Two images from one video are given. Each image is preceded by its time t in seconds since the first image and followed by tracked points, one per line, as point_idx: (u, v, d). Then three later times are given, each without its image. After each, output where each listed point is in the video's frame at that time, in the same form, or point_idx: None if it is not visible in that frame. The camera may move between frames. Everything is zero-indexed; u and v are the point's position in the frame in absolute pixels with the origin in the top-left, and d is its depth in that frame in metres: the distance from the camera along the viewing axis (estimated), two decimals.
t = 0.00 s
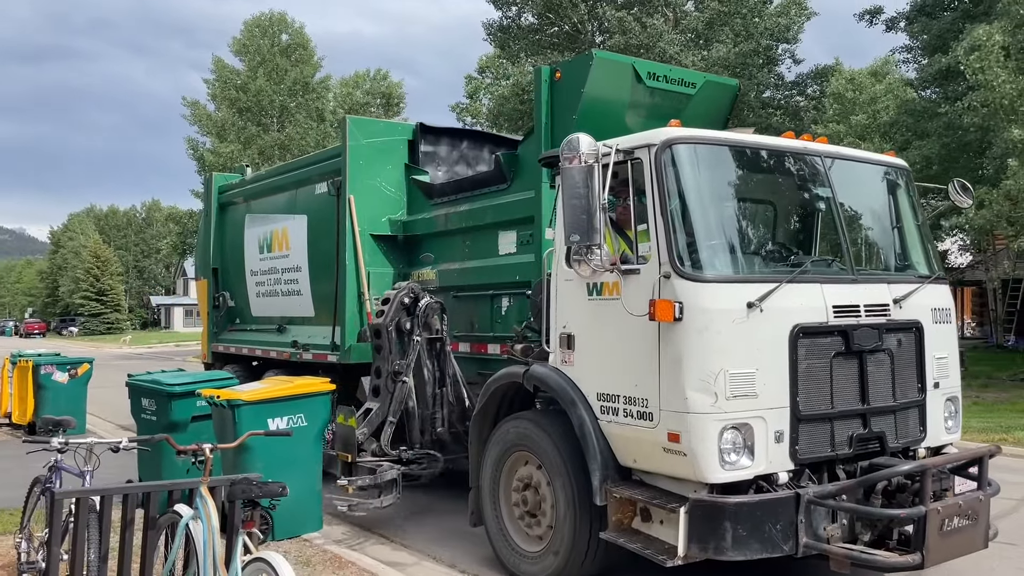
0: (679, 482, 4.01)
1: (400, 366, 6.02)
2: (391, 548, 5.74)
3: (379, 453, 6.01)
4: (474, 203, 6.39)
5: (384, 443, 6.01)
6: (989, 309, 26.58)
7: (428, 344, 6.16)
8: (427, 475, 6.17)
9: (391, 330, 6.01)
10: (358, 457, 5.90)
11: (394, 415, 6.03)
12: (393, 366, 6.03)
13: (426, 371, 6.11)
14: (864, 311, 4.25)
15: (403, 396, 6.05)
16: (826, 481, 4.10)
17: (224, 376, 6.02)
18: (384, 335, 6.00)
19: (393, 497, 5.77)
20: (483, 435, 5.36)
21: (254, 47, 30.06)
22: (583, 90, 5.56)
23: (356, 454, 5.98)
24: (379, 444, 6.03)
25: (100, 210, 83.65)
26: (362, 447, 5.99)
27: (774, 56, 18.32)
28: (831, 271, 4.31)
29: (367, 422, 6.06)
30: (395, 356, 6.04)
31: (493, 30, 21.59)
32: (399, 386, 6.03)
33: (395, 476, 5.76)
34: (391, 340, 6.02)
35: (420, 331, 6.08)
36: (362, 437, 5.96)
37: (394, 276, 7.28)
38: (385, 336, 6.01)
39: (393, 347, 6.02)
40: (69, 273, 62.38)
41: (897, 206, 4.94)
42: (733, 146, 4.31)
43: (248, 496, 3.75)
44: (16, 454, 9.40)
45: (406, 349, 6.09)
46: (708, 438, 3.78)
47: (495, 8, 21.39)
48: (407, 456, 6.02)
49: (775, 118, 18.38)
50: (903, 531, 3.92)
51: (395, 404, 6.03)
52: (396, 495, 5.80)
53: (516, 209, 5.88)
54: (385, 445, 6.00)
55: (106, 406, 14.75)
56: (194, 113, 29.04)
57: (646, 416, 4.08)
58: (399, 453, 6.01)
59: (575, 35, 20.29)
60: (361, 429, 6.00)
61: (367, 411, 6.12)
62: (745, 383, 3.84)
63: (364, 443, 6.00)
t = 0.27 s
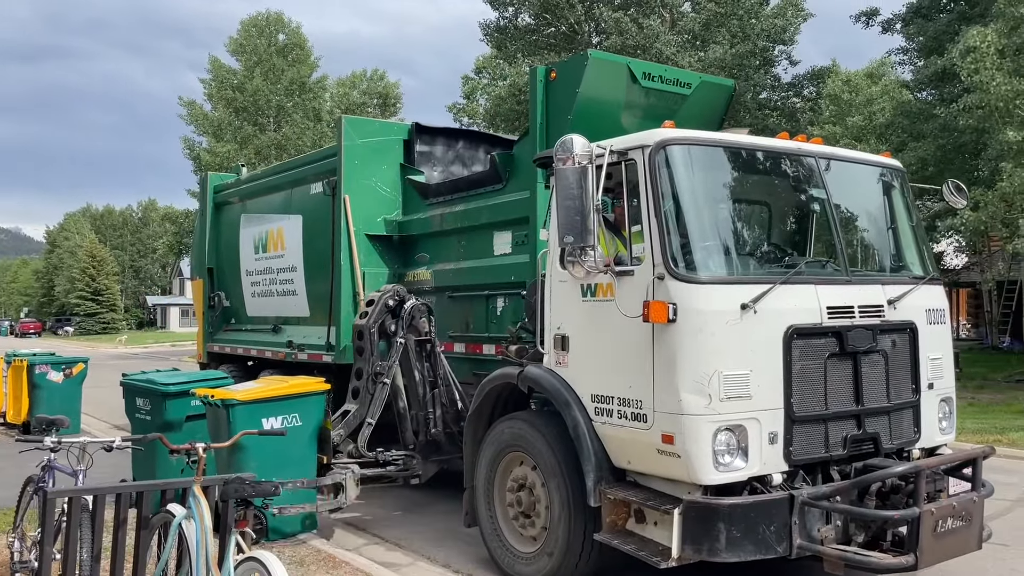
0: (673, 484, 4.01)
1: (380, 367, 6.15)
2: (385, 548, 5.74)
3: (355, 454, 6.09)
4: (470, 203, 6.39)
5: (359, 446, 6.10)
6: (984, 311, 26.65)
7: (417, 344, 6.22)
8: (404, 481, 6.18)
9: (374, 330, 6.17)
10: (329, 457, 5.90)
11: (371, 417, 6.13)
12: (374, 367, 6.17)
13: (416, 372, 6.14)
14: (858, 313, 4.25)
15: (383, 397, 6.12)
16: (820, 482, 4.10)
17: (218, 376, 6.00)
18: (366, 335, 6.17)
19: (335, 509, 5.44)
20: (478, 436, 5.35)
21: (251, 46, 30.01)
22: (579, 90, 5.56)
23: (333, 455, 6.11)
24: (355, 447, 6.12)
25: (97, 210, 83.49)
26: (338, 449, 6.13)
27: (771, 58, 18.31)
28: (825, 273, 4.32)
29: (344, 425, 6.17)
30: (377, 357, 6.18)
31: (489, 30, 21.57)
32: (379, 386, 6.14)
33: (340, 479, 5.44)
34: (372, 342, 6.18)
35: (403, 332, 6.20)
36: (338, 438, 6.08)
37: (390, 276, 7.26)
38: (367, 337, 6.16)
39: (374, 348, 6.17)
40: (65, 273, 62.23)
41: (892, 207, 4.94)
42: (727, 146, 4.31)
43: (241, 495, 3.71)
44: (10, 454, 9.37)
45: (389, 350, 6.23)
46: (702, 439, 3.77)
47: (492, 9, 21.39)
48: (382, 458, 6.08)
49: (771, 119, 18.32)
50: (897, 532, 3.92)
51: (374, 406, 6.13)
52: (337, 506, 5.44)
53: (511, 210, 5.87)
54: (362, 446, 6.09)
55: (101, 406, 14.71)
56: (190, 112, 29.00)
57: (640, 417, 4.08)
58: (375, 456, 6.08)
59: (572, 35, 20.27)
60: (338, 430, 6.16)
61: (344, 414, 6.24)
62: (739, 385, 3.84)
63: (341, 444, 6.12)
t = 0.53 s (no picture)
0: (668, 484, 4.01)
1: (371, 367, 6.15)
2: (380, 549, 5.73)
3: (343, 453, 6.11)
4: (465, 203, 6.38)
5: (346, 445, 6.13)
6: (979, 312, 26.72)
7: (410, 344, 6.19)
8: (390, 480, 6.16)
9: (365, 331, 6.15)
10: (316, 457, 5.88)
11: (360, 417, 6.17)
12: (364, 367, 6.16)
13: (410, 373, 6.12)
14: (854, 312, 4.25)
15: (371, 399, 6.17)
16: (816, 482, 4.10)
17: (213, 376, 5.98)
18: (358, 335, 6.14)
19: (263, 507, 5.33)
20: (474, 435, 5.34)
21: (247, 46, 29.94)
22: (575, 90, 5.56)
23: (321, 454, 6.14)
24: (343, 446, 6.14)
25: (92, 210, 83.30)
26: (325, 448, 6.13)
27: (767, 59, 18.32)
28: (820, 272, 4.32)
29: (330, 425, 6.18)
30: (367, 358, 6.17)
31: (486, 31, 21.56)
32: (369, 387, 6.16)
33: (272, 473, 5.32)
34: (364, 342, 6.15)
35: (396, 333, 6.16)
36: (326, 437, 6.12)
37: (385, 276, 7.25)
38: (359, 338, 6.14)
39: (366, 348, 6.15)
40: (60, 273, 62.00)
41: (887, 208, 4.95)
42: (722, 146, 4.31)
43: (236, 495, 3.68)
44: (4, 455, 9.33)
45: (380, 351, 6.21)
46: (697, 438, 3.77)
47: (488, 9, 21.38)
48: (370, 458, 6.09)
49: (767, 121, 18.32)
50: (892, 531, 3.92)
51: (364, 406, 6.18)
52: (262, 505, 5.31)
53: (507, 210, 5.87)
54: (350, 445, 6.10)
55: (96, 406, 14.67)
56: (186, 112, 28.94)
57: (635, 416, 4.08)
58: (363, 455, 6.09)
59: (569, 36, 20.26)
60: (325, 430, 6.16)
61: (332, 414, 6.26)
62: (735, 384, 3.84)
63: (329, 444, 6.14)
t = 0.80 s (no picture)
0: (663, 484, 4.02)
1: (370, 368, 6.13)
2: (375, 550, 5.73)
3: (344, 455, 6.03)
4: (462, 204, 6.38)
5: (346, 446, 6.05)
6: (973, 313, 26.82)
7: (406, 345, 6.22)
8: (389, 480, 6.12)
9: (363, 332, 6.13)
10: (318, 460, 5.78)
11: (360, 419, 6.12)
12: (363, 368, 6.13)
13: (407, 373, 6.13)
14: (848, 314, 4.27)
15: (371, 399, 6.14)
16: (810, 483, 4.11)
17: (210, 376, 5.99)
18: (357, 336, 6.13)
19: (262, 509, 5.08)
20: (470, 436, 5.35)
21: (243, 47, 29.93)
22: (571, 91, 5.57)
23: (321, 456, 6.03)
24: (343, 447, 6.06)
25: (88, 211, 83.17)
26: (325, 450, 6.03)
27: (762, 61, 18.37)
28: (815, 274, 4.33)
29: (330, 425, 6.10)
30: (366, 359, 6.14)
31: (482, 32, 21.59)
32: (369, 388, 6.12)
33: (271, 474, 5.14)
34: (362, 343, 6.15)
35: (394, 334, 6.17)
36: (327, 439, 6.01)
37: (381, 277, 7.25)
38: (357, 339, 6.13)
39: (364, 349, 6.13)
40: (56, 273, 61.86)
41: (882, 209, 4.97)
42: (718, 148, 4.33)
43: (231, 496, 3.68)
44: None
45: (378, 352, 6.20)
46: (692, 439, 3.78)
47: (485, 11, 21.41)
48: (370, 459, 6.04)
49: (763, 122, 18.36)
50: (887, 532, 3.94)
51: (363, 407, 6.12)
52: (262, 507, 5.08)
53: (503, 211, 5.87)
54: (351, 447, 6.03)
55: (91, 407, 14.65)
56: (182, 113, 28.94)
57: (630, 417, 4.09)
58: (364, 457, 6.03)
59: (565, 37, 20.28)
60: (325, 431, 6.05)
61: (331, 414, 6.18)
62: (730, 385, 3.85)
63: (329, 445, 6.04)
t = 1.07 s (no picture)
0: (659, 487, 4.02)
1: (366, 370, 6.17)
2: (371, 552, 5.72)
3: (338, 456, 6.04)
4: (458, 206, 6.38)
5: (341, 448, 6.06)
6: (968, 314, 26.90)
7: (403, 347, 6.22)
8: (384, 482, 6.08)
9: (359, 334, 6.17)
10: (312, 460, 5.76)
11: (355, 419, 6.13)
12: (359, 370, 6.18)
13: (402, 375, 6.13)
14: (843, 316, 4.27)
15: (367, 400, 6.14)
16: (806, 485, 4.12)
17: (206, 378, 5.99)
18: (352, 338, 6.17)
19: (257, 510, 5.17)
20: (465, 438, 5.35)
21: (239, 47, 29.88)
22: (567, 93, 5.57)
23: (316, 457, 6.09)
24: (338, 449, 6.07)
25: (83, 211, 82.99)
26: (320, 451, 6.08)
27: (758, 62, 18.39)
28: (811, 277, 4.33)
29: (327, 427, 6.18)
30: (361, 360, 6.18)
31: (479, 33, 21.60)
32: (364, 389, 6.15)
33: (267, 476, 5.21)
34: (359, 344, 6.18)
35: (389, 335, 6.19)
36: (321, 440, 6.10)
37: (377, 279, 7.24)
38: (353, 340, 6.17)
39: (359, 351, 6.17)
40: (51, 273, 61.69)
41: (877, 212, 4.97)
42: (713, 150, 4.33)
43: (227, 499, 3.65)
44: None
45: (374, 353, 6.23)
46: (688, 441, 3.79)
47: (481, 12, 21.40)
48: (365, 461, 6.03)
49: (759, 124, 18.39)
50: (881, 535, 3.94)
51: (358, 408, 6.15)
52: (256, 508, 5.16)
53: (498, 213, 5.87)
54: (345, 448, 6.04)
55: (86, 408, 14.61)
56: (178, 113, 28.90)
57: (626, 420, 4.09)
58: (359, 458, 6.02)
59: (561, 39, 20.30)
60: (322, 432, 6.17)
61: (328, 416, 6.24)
62: (726, 388, 3.85)
63: (325, 447, 6.09)
